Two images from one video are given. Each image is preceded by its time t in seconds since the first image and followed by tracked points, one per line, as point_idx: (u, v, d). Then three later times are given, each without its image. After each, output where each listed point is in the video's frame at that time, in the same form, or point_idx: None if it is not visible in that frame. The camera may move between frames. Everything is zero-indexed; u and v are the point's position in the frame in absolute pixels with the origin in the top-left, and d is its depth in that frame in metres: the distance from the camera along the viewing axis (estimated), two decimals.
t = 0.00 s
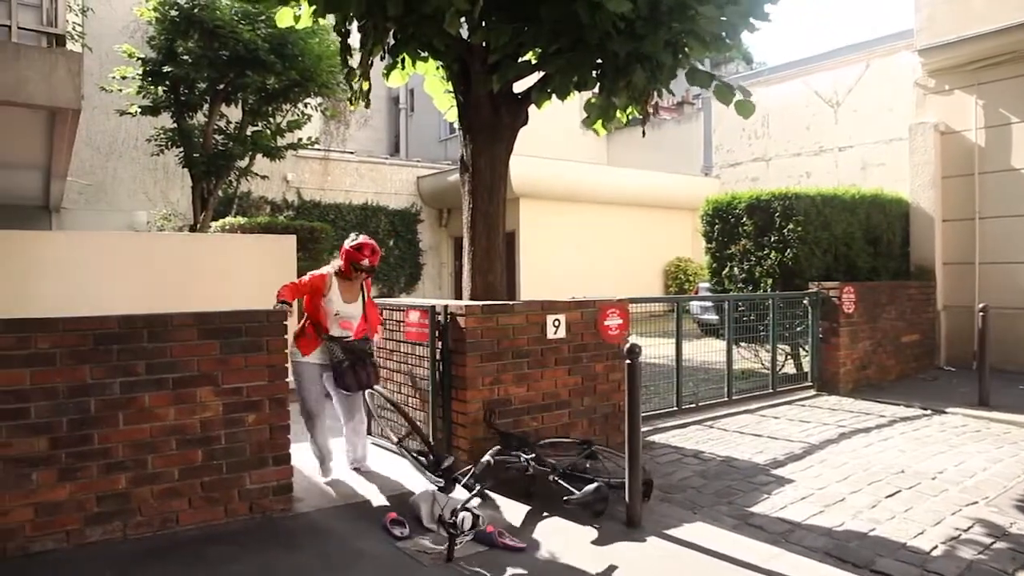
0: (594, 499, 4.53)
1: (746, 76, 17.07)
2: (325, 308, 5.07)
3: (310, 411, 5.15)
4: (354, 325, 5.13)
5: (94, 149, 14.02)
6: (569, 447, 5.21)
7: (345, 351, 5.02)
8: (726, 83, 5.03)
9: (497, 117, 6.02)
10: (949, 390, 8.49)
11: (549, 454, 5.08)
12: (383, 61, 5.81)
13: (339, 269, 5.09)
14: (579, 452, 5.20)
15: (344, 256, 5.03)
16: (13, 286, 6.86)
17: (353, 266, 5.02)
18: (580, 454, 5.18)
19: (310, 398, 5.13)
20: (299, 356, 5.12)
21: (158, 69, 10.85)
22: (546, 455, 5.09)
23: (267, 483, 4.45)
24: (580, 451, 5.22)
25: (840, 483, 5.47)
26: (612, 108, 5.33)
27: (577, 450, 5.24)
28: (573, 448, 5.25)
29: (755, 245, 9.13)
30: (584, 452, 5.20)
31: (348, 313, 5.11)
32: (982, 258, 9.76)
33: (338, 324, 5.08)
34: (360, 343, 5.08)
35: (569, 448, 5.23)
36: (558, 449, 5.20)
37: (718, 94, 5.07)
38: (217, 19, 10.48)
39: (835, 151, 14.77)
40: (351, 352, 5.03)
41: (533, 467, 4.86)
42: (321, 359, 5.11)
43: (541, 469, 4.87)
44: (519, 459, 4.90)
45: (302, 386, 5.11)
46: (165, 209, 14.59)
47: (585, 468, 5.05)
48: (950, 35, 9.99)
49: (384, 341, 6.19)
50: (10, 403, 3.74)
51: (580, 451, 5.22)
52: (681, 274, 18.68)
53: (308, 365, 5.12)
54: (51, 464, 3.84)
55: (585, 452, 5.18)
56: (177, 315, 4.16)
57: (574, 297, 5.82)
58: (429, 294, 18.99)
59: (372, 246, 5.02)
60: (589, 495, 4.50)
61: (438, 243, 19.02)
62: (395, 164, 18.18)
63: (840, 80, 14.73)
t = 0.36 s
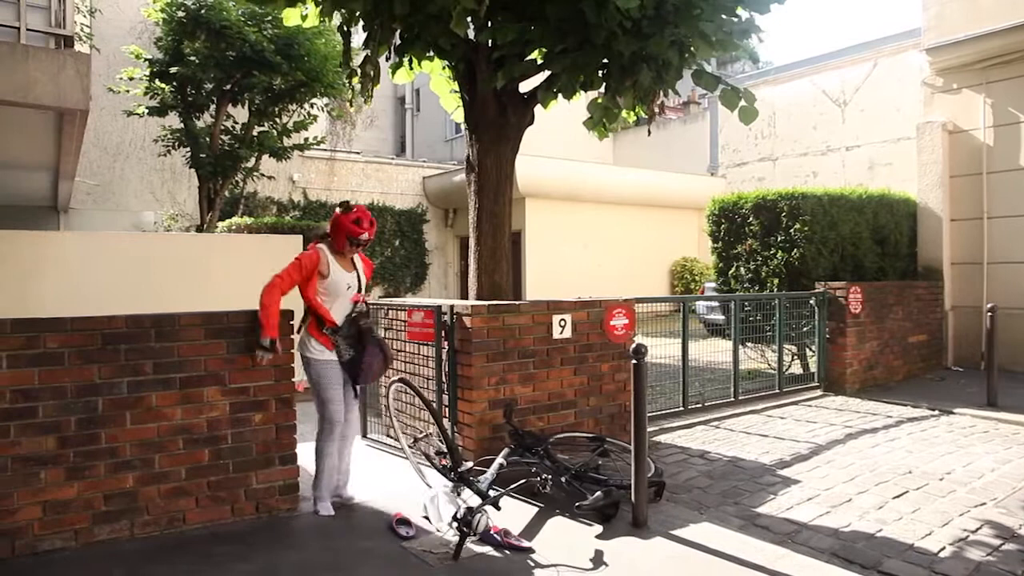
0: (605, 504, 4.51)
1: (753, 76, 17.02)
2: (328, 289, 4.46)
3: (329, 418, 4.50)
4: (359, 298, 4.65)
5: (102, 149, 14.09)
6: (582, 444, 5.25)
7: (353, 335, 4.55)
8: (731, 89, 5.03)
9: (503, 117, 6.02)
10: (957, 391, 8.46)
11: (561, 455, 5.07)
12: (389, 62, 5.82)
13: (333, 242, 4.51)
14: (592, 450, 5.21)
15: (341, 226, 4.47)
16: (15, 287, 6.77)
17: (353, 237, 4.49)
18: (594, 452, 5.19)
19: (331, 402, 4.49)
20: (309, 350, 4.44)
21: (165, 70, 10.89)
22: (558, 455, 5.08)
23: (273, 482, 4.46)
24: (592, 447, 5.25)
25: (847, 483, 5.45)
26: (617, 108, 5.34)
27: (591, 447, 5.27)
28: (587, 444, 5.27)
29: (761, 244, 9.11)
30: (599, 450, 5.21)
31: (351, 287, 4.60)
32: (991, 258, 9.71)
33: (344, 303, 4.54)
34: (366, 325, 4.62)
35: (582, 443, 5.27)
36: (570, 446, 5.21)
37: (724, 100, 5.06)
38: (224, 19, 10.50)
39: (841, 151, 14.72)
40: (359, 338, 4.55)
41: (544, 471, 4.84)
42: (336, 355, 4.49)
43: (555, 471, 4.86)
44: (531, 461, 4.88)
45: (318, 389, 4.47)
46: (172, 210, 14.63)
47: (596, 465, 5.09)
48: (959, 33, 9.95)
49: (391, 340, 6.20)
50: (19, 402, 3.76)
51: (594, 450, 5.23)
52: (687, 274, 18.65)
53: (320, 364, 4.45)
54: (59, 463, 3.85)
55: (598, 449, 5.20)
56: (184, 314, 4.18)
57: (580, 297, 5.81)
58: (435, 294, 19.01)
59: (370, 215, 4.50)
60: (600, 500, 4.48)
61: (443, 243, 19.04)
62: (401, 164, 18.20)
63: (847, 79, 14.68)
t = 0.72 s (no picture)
0: (609, 505, 4.52)
1: (757, 75, 16.99)
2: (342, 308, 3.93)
3: (343, 452, 3.83)
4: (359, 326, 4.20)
5: (107, 149, 14.13)
6: (587, 445, 5.25)
7: (356, 366, 4.23)
8: (739, 84, 4.99)
9: (507, 118, 6.03)
10: (963, 391, 8.44)
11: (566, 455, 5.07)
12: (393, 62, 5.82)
13: (353, 263, 4.05)
14: (597, 450, 5.22)
15: (367, 247, 4.03)
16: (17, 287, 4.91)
17: (377, 261, 4.08)
18: (599, 454, 5.20)
19: (347, 434, 3.85)
20: (311, 378, 3.81)
21: (170, 71, 10.93)
22: (563, 455, 5.09)
23: (278, 482, 4.47)
24: (597, 448, 5.27)
25: (852, 484, 5.43)
26: (621, 107, 5.34)
27: (595, 447, 5.27)
28: (591, 445, 5.28)
29: (766, 244, 9.10)
30: (603, 451, 5.21)
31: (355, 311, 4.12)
32: (996, 258, 9.69)
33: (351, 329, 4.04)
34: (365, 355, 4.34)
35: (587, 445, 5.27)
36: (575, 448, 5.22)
37: (732, 96, 5.03)
38: (228, 20, 10.55)
39: (846, 150, 14.69)
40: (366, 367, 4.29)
41: (549, 472, 4.85)
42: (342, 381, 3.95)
43: (558, 473, 4.87)
44: (537, 463, 4.89)
45: (331, 419, 3.83)
46: (177, 210, 14.68)
47: (600, 465, 5.10)
48: (964, 32, 9.92)
49: (393, 339, 6.22)
50: (25, 402, 3.77)
51: (599, 451, 5.24)
52: (691, 274, 18.63)
53: (336, 391, 3.85)
54: (64, 463, 3.87)
55: (602, 450, 5.21)
56: (188, 313, 4.18)
57: (585, 297, 5.81)
58: (439, 294, 19.03)
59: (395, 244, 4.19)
60: (605, 500, 4.49)
61: (447, 243, 19.06)
62: (406, 164, 18.23)
63: (851, 78, 14.65)
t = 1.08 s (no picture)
0: (615, 505, 4.51)
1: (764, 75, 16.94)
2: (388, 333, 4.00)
3: (376, 468, 3.86)
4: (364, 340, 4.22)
5: (115, 150, 14.20)
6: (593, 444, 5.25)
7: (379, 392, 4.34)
8: (744, 84, 4.98)
9: (513, 117, 6.03)
10: (971, 391, 8.40)
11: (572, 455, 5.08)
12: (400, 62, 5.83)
13: (391, 285, 4.09)
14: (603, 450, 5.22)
15: (405, 268, 4.12)
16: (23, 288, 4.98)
17: (410, 283, 4.19)
18: (606, 453, 5.20)
19: (378, 452, 3.87)
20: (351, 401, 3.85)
21: (177, 72, 10.96)
22: (569, 455, 5.09)
23: (284, 482, 4.48)
24: (604, 448, 5.27)
25: (859, 485, 5.41)
26: (627, 107, 5.33)
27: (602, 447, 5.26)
28: (598, 445, 5.29)
29: (773, 244, 9.07)
30: (610, 451, 5.21)
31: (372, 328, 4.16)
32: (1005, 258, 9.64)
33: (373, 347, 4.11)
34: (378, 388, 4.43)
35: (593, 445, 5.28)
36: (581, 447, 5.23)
37: (737, 95, 5.03)
38: (235, 21, 10.60)
39: (853, 150, 14.65)
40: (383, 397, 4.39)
41: (556, 472, 4.84)
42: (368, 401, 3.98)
43: (565, 473, 4.86)
44: (543, 463, 4.88)
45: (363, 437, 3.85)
46: (184, 210, 14.73)
47: (607, 465, 5.10)
48: (973, 31, 9.87)
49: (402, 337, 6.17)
50: (33, 402, 3.79)
51: (606, 450, 5.25)
52: (697, 274, 18.59)
53: (367, 411, 3.90)
54: (72, 462, 3.88)
55: (609, 450, 5.20)
56: (195, 313, 4.20)
57: (591, 297, 5.81)
58: (446, 294, 19.04)
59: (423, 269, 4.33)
60: (611, 500, 4.48)
61: (454, 243, 19.07)
62: (412, 164, 18.25)
63: (859, 78, 14.59)
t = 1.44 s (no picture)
0: (619, 505, 4.51)
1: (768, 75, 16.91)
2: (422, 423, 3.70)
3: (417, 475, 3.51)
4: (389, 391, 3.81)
5: (120, 150, 14.24)
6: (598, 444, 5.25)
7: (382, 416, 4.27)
8: (749, 79, 4.98)
9: (517, 117, 6.03)
10: (976, 391, 8.38)
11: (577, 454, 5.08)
12: (404, 62, 5.83)
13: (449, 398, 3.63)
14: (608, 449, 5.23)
15: (467, 384, 3.63)
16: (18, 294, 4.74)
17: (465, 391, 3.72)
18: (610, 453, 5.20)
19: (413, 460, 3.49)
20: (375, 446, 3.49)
21: (182, 72, 11.00)
22: (573, 455, 5.09)
23: (289, 482, 4.48)
24: (608, 448, 5.27)
25: (864, 485, 5.40)
26: (631, 107, 5.32)
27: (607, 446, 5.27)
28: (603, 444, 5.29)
29: (777, 244, 9.06)
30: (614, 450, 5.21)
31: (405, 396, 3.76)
32: (1010, 258, 9.62)
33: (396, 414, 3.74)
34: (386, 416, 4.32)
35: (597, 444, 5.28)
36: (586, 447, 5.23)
37: (740, 91, 5.02)
38: (239, 21, 10.60)
39: (858, 149, 14.62)
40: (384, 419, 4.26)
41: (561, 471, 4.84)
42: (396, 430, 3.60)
43: (570, 472, 4.86)
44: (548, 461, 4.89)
45: (391, 448, 3.46)
46: (189, 210, 14.76)
47: (611, 465, 5.11)
48: (978, 30, 9.84)
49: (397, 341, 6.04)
50: (38, 401, 3.80)
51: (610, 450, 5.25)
52: (702, 274, 18.59)
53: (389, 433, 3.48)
54: (78, 461, 3.90)
55: (613, 450, 5.21)
56: (200, 313, 4.21)
57: (596, 297, 5.80)
58: (450, 293, 19.06)
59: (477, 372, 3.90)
60: (615, 500, 4.48)
61: (458, 243, 19.08)
62: (416, 164, 18.26)
63: (863, 77, 14.56)
